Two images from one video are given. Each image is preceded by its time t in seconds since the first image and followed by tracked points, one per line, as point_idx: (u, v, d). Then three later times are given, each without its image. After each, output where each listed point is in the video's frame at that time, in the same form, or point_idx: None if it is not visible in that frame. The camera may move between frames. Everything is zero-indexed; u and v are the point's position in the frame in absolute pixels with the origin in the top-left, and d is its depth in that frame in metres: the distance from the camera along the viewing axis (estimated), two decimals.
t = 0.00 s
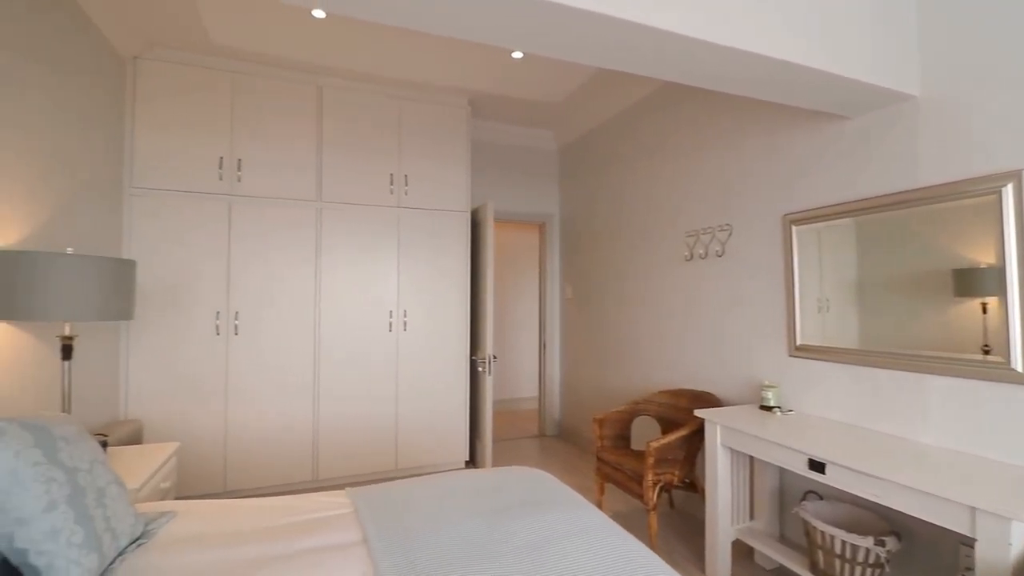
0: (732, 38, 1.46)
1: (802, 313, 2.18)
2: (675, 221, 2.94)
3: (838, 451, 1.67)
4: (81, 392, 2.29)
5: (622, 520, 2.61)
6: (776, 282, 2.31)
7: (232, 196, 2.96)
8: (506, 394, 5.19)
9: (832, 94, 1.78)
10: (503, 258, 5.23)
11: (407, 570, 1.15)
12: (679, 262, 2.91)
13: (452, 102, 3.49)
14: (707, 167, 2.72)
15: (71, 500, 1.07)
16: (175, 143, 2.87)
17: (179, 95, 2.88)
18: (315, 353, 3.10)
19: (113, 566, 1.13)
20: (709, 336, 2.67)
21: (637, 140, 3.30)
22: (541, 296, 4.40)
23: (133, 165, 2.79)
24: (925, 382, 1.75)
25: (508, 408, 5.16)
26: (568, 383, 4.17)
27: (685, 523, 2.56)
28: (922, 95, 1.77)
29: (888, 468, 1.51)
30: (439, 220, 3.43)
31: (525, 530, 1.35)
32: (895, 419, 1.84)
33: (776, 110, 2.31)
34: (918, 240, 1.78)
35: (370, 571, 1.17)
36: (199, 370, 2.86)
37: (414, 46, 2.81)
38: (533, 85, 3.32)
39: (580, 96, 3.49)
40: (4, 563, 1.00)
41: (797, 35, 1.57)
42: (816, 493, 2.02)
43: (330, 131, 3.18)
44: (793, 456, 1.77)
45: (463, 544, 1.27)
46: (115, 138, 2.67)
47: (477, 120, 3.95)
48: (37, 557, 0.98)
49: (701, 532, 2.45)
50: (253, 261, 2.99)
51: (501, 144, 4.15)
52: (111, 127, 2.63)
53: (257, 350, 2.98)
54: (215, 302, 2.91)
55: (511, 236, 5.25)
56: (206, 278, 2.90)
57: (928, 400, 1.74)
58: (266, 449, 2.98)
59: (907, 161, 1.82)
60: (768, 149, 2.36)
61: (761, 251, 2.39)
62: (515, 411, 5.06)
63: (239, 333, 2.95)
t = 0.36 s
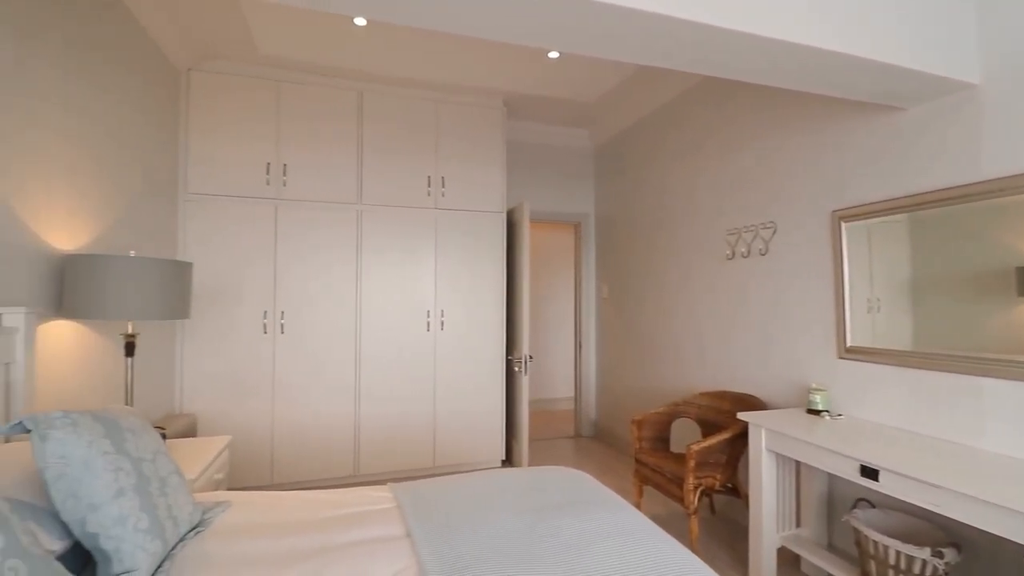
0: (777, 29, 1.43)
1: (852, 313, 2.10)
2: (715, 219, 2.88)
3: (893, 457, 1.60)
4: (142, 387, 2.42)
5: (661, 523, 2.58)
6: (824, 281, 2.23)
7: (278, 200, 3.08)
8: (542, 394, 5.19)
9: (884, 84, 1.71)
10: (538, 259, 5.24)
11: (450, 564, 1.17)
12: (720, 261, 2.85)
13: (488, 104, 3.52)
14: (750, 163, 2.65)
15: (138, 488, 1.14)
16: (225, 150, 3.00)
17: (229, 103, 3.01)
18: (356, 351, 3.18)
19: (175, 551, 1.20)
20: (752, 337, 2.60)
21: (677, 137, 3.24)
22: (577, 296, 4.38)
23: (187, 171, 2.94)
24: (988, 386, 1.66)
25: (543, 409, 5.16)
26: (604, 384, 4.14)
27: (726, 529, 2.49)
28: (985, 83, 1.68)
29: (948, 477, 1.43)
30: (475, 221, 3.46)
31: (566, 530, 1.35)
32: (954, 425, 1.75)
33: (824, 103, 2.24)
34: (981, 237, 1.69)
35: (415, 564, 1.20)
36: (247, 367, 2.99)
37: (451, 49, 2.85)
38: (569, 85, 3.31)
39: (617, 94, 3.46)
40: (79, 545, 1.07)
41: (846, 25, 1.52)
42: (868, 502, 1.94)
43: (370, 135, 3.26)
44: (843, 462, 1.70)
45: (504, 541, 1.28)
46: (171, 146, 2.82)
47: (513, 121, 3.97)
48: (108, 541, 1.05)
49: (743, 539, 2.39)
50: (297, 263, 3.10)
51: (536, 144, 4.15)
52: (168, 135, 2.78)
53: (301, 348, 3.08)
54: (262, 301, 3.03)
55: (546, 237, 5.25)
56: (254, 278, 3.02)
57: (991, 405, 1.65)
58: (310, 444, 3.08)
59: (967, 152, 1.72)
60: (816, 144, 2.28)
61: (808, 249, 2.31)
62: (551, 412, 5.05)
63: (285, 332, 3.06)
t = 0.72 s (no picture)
0: (814, 20, 1.39)
1: (899, 313, 2.01)
2: (752, 217, 2.81)
3: (944, 465, 1.52)
4: (190, 383, 2.54)
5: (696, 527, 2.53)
6: (869, 281, 2.14)
7: (316, 203, 3.16)
8: (573, 394, 5.17)
9: (932, 74, 1.64)
10: (569, 258, 5.22)
11: (484, 562, 1.18)
12: (758, 260, 2.78)
13: (519, 104, 3.53)
14: (789, 159, 2.58)
15: (189, 480, 1.19)
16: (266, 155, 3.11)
17: (270, 109, 3.12)
18: (390, 350, 3.24)
19: (222, 542, 1.24)
20: (792, 338, 2.53)
21: (712, 134, 3.18)
22: (608, 296, 4.35)
23: (231, 176, 3.06)
24: None
25: (574, 409, 5.14)
26: (636, 384, 4.09)
27: (764, 535, 2.43)
28: None
29: (1005, 486, 1.35)
30: (506, 222, 3.48)
31: (601, 532, 1.33)
32: (1012, 433, 1.65)
33: (867, 95, 2.15)
34: None
35: (450, 561, 1.21)
36: (287, 365, 3.09)
37: (482, 51, 2.87)
38: (601, 84, 3.29)
39: (650, 92, 3.42)
40: (135, 533, 1.13)
41: (889, 13, 1.46)
42: (917, 510, 1.86)
43: (404, 138, 3.32)
44: (889, 468, 1.63)
45: (538, 541, 1.28)
46: (216, 152, 2.94)
47: (544, 121, 3.97)
48: (160, 529, 1.10)
49: (783, 546, 2.32)
50: (334, 264, 3.18)
51: (568, 144, 4.14)
52: (212, 141, 2.90)
53: (338, 347, 3.16)
54: (301, 301, 3.12)
55: (577, 236, 5.23)
56: (293, 279, 3.12)
57: None
58: (346, 441, 3.15)
59: None
60: (859, 138, 2.20)
61: (851, 247, 2.23)
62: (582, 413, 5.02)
63: (322, 331, 3.14)
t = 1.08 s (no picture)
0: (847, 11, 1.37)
1: (944, 314, 1.93)
2: (787, 215, 2.74)
3: (993, 473, 1.45)
4: (228, 381, 2.63)
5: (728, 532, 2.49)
6: (911, 280, 2.07)
7: (347, 205, 3.23)
8: (601, 395, 5.14)
9: (977, 62, 1.57)
10: (597, 258, 5.19)
11: (514, 562, 1.19)
12: (792, 260, 2.71)
13: (546, 104, 3.53)
14: (825, 155, 2.50)
15: (229, 474, 1.23)
16: (300, 159, 3.20)
17: (303, 114, 3.21)
18: (419, 350, 3.29)
19: (261, 535, 1.28)
20: (829, 340, 2.46)
21: (744, 130, 3.12)
22: (636, 296, 4.31)
23: (267, 180, 3.15)
24: None
25: (602, 410, 5.11)
26: (666, 386, 4.04)
27: (799, 542, 2.37)
28: None
29: None
30: (534, 222, 3.48)
31: (631, 534, 1.32)
32: None
33: (909, 87, 2.07)
34: None
35: (479, 559, 1.22)
36: (320, 363, 3.16)
37: (509, 52, 2.88)
38: (629, 82, 3.27)
39: (679, 88, 3.37)
40: (180, 524, 1.18)
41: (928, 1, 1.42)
42: (962, 519, 1.78)
43: (432, 140, 3.36)
44: (933, 475, 1.57)
45: (568, 542, 1.28)
46: (253, 157, 3.04)
47: (572, 121, 3.96)
48: (203, 521, 1.14)
49: (819, 553, 2.26)
50: (365, 265, 3.24)
51: (595, 143, 4.12)
52: (249, 146, 3.00)
53: (369, 346, 3.22)
54: (333, 301, 3.19)
55: (605, 235, 5.19)
56: (326, 280, 3.19)
57: None
58: (377, 438, 3.21)
59: None
60: (900, 132, 2.12)
61: (892, 245, 2.15)
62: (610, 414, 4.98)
63: (354, 331, 3.21)
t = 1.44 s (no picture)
0: None
1: (986, 314, 1.86)
2: (818, 213, 2.68)
3: None
4: (259, 379, 2.70)
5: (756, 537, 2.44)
6: (950, 279, 1.99)
7: (374, 206, 3.29)
8: (625, 396, 5.09)
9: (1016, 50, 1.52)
10: (621, 258, 5.14)
11: (539, 561, 1.19)
12: (824, 259, 2.64)
13: (570, 104, 3.53)
14: (858, 151, 2.44)
15: (263, 469, 1.27)
16: (328, 162, 3.27)
17: (331, 117, 3.28)
18: (444, 350, 3.32)
19: (292, 528, 1.32)
20: (863, 341, 2.39)
21: (773, 126, 3.05)
22: (661, 296, 4.26)
23: (296, 183, 3.23)
24: None
25: (627, 411, 5.06)
26: (692, 387, 3.99)
27: (831, 549, 2.30)
28: None
29: None
30: (557, 222, 3.48)
31: (656, 536, 1.31)
32: None
33: (946, 79, 2.00)
34: None
35: (504, 557, 1.23)
36: (347, 362, 3.22)
37: (532, 53, 2.89)
38: (653, 80, 3.24)
39: (704, 85, 3.32)
40: (216, 516, 1.22)
41: None
42: (1004, 528, 1.69)
43: (456, 141, 3.39)
44: (974, 482, 1.51)
45: (592, 542, 1.28)
46: (282, 160, 3.12)
47: (595, 120, 3.94)
48: (238, 514, 1.18)
49: (852, 561, 2.20)
50: (391, 265, 3.29)
51: (619, 142, 4.09)
52: (279, 150, 3.07)
53: (394, 346, 3.27)
54: (359, 302, 3.25)
55: (629, 235, 5.14)
56: (353, 281, 3.25)
57: None
58: (402, 437, 3.25)
59: None
60: (937, 126, 2.05)
61: (929, 243, 2.08)
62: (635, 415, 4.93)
63: (380, 330, 3.26)
